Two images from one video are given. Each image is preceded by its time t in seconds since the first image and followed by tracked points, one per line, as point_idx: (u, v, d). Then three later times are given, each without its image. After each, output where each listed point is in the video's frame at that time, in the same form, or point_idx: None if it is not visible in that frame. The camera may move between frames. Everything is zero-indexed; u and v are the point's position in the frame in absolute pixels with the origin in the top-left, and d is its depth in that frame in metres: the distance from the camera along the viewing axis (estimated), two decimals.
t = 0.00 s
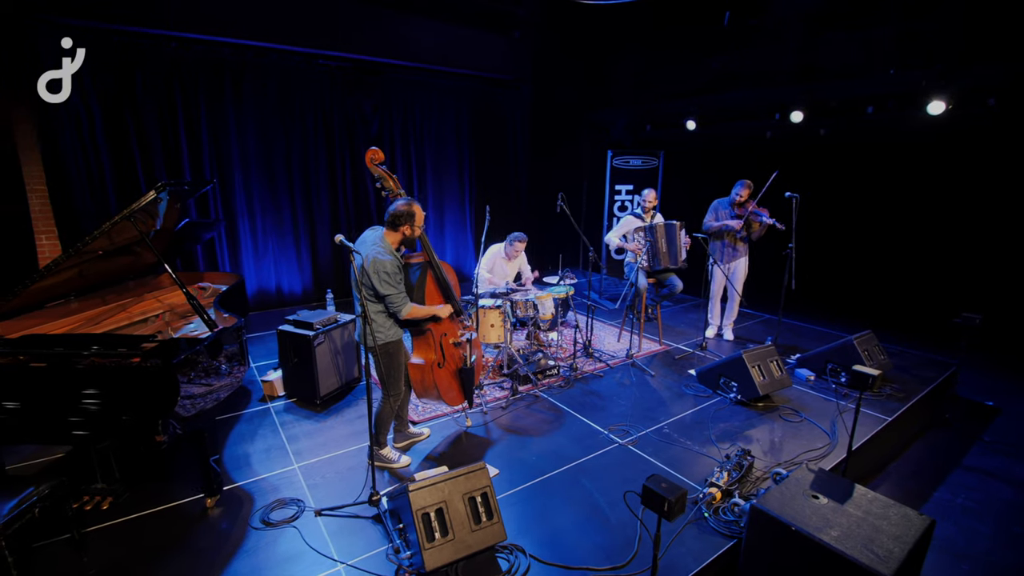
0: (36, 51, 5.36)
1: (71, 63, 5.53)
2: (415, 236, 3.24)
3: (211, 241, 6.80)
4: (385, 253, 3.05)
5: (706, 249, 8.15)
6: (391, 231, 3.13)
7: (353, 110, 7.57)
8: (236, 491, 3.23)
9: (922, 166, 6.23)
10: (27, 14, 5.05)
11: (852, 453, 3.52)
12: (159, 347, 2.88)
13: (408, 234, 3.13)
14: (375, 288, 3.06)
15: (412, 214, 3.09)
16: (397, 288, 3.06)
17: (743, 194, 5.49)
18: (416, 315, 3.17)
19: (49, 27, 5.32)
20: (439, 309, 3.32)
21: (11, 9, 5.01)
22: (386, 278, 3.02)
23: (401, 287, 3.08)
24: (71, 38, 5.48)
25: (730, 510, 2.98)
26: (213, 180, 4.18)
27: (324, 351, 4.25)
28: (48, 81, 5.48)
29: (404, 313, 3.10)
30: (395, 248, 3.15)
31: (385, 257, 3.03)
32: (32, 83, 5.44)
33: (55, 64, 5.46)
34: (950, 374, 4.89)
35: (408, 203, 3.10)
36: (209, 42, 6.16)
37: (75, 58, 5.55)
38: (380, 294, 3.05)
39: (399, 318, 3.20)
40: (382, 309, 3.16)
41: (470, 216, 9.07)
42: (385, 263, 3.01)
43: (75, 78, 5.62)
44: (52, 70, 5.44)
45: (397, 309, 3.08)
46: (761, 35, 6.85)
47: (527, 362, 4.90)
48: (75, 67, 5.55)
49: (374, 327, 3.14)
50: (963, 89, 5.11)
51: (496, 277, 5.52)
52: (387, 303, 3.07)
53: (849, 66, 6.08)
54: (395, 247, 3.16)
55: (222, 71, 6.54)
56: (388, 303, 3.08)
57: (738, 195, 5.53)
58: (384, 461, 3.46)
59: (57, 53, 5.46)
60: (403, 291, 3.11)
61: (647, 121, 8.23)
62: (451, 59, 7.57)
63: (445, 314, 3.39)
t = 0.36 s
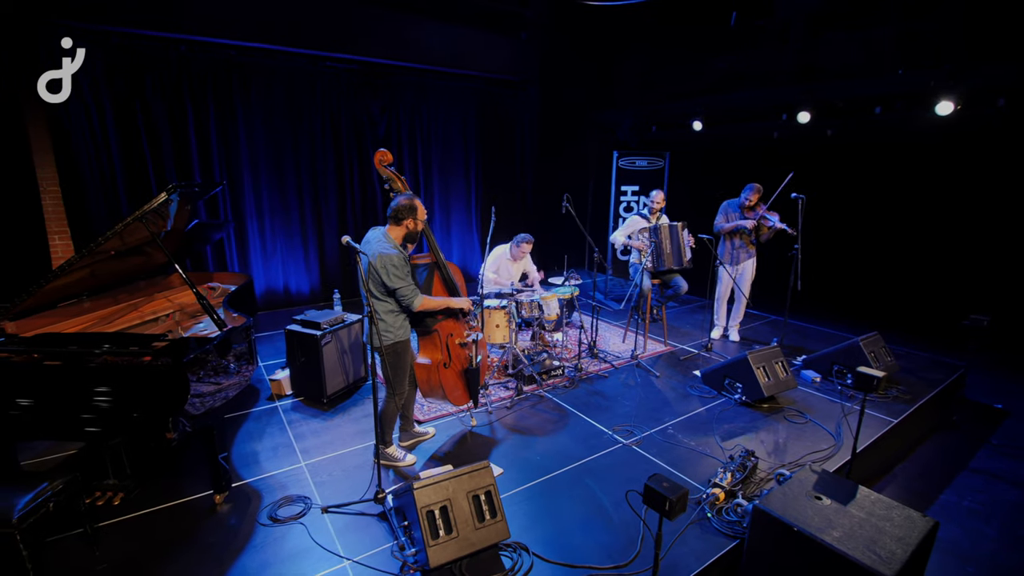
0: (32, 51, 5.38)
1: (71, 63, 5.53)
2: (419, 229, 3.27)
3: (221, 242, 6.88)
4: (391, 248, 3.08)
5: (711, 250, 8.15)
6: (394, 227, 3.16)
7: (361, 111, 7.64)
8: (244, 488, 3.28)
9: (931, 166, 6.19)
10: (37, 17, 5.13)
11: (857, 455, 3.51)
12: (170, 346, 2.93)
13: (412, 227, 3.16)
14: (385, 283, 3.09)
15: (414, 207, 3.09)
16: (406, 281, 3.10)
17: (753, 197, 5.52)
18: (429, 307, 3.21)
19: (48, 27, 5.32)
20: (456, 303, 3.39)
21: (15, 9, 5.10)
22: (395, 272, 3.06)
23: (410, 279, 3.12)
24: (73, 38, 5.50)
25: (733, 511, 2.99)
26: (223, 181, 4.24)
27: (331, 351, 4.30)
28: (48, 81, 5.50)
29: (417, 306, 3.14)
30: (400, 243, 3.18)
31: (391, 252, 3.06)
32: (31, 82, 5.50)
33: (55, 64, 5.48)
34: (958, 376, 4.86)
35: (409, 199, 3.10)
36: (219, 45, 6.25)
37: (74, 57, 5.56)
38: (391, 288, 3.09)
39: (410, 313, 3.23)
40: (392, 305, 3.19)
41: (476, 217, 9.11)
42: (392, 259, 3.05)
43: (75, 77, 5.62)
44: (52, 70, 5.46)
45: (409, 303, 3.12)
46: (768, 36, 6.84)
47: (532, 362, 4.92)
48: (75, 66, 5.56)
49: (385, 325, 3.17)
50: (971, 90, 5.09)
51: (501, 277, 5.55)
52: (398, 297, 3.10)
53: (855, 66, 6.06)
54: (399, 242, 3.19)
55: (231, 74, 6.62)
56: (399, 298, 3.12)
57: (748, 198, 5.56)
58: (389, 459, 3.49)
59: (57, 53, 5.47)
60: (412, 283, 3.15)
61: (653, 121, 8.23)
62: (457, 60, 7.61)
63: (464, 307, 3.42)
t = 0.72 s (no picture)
0: (33, 52, 5.31)
1: (71, 63, 5.51)
2: (428, 234, 3.30)
3: (230, 243, 6.96)
4: (400, 254, 3.11)
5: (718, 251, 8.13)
6: (404, 232, 3.18)
7: (369, 113, 7.71)
8: (253, 485, 3.34)
9: (940, 167, 6.13)
10: (48, 19, 5.18)
11: (862, 457, 3.50)
12: (181, 343, 3.09)
13: (421, 233, 3.19)
14: (394, 287, 3.12)
15: (424, 213, 3.14)
16: (416, 286, 3.12)
17: (759, 196, 5.46)
18: (437, 311, 3.24)
19: (49, 27, 5.28)
20: (457, 307, 3.41)
21: (17, 10, 5.07)
22: (404, 277, 3.09)
23: (419, 284, 3.15)
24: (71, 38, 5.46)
25: (737, 511, 3.00)
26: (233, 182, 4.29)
27: (338, 350, 4.34)
28: (48, 81, 5.48)
29: (426, 310, 3.17)
30: (409, 248, 3.21)
31: (400, 257, 3.09)
32: (31, 83, 5.42)
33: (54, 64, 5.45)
34: (966, 378, 4.83)
35: (419, 203, 3.14)
36: (230, 48, 6.34)
37: (74, 57, 5.54)
38: (401, 293, 3.12)
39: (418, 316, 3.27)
40: (400, 308, 3.22)
41: (483, 218, 9.15)
42: (401, 263, 3.08)
43: (75, 77, 5.61)
44: (52, 70, 5.43)
45: (418, 307, 3.14)
46: (776, 36, 6.80)
47: (538, 362, 4.95)
48: (74, 67, 5.54)
49: (393, 327, 3.21)
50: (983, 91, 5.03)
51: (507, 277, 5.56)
52: (408, 302, 3.13)
53: (863, 66, 6.02)
54: (408, 247, 3.22)
55: (241, 76, 6.70)
56: (408, 301, 3.15)
57: (755, 197, 5.51)
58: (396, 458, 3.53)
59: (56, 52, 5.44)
60: (421, 288, 3.17)
61: (660, 122, 8.16)
62: (464, 62, 7.64)
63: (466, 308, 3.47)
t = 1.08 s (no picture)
0: (33, 52, 5.27)
1: (71, 63, 5.49)
2: (436, 241, 3.33)
3: (241, 244, 7.04)
4: (409, 256, 3.15)
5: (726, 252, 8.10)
6: (413, 236, 3.22)
7: (378, 114, 7.77)
8: (263, 482, 3.39)
9: (953, 167, 6.06)
10: (50, 18, 5.17)
11: (871, 460, 3.48)
12: (194, 342, 3.18)
13: (431, 241, 3.24)
14: (401, 288, 3.15)
15: (436, 222, 3.17)
16: (422, 288, 3.16)
17: (764, 195, 5.41)
18: (441, 312, 3.26)
19: (50, 27, 5.26)
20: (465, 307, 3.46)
21: (26, 12, 5.09)
22: (411, 279, 3.12)
23: (425, 286, 3.18)
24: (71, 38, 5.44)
25: (743, 513, 3.00)
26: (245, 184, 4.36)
27: (347, 350, 4.39)
28: (48, 81, 5.46)
29: (430, 311, 3.20)
30: (417, 251, 3.24)
31: (408, 259, 3.13)
32: (31, 82, 5.37)
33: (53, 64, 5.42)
34: (978, 382, 4.77)
35: (433, 211, 3.17)
36: (242, 51, 6.43)
37: (74, 58, 5.52)
38: (407, 294, 3.15)
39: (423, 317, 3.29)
40: (405, 309, 3.25)
41: (490, 219, 9.18)
42: (409, 264, 3.11)
43: (74, 77, 5.60)
44: (52, 70, 5.42)
45: (422, 309, 3.17)
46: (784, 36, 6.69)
47: (544, 363, 4.97)
48: (74, 67, 5.51)
49: (398, 327, 3.23)
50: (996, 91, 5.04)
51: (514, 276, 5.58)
52: (413, 303, 3.16)
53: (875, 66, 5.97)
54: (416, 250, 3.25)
55: (253, 79, 6.79)
56: (413, 303, 3.18)
57: (759, 196, 5.46)
58: (403, 457, 3.56)
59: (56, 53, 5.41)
60: (428, 290, 3.21)
61: (670, 122, 8.12)
62: (472, 63, 7.66)
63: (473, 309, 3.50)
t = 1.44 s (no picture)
0: (33, 52, 5.26)
1: (71, 63, 5.52)
2: (437, 232, 3.36)
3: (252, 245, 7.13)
4: (414, 250, 3.18)
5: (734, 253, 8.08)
6: (415, 229, 3.25)
7: (387, 115, 7.83)
8: (273, 479, 3.44)
9: (965, 168, 6.00)
10: (48, 19, 5.15)
11: (879, 463, 3.46)
12: (206, 342, 3.27)
13: (431, 229, 3.25)
14: (411, 284, 3.19)
15: (431, 210, 3.18)
16: (432, 280, 3.19)
17: (772, 197, 5.36)
18: (457, 305, 3.31)
19: (49, 27, 5.25)
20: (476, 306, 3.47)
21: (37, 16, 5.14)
22: (421, 272, 3.15)
23: (435, 280, 3.22)
24: (71, 38, 5.47)
25: (749, 514, 3.00)
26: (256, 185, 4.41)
27: (355, 349, 4.44)
28: (48, 81, 5.46)
29: (445, 304, 3.24)
30: (421, 246, 3.27)
31: (415, 253, 3.16)
32: (31, 82, 5.36)
33: (54, 64, 5.45)
34: (990, 385, 4.72)
35: (426, 202, 3.20)
36: (253, 54, 6.52)
37: (74, 57, 5.54)
38: (418, 289, 3.18)
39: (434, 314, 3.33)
40: (414, 307, 3.28)
41: (498, 220, 9.22)
42: (417, 260, 3.15)
43: (75, 77, 5.62)
44: (52, 70, 5.43)
45: (436, 302, 3.21)
46: (787, 37, 6.56)
47: (551, 364, 4.98)
48: (74, 67, 5.55)
49: (407, 326, 3.26)
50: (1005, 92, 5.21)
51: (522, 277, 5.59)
52: (426, 297, 3.20)
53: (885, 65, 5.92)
54: (421, 244, 3.28)
55: (264, 81, 6.88)
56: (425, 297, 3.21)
57: (767, 198, 5.42)
58: (410, 455, 3.60)
59: (56, 53, 5.42)
60: (437, 282, 3.24)
61: (678, 122, 8.39)
62: (480, 65, 7.69)
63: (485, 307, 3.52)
